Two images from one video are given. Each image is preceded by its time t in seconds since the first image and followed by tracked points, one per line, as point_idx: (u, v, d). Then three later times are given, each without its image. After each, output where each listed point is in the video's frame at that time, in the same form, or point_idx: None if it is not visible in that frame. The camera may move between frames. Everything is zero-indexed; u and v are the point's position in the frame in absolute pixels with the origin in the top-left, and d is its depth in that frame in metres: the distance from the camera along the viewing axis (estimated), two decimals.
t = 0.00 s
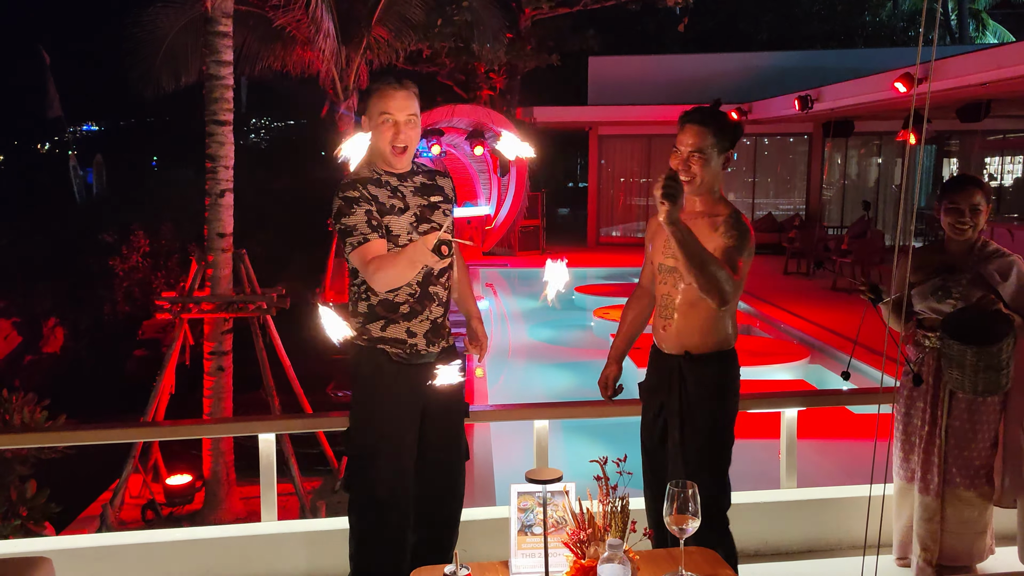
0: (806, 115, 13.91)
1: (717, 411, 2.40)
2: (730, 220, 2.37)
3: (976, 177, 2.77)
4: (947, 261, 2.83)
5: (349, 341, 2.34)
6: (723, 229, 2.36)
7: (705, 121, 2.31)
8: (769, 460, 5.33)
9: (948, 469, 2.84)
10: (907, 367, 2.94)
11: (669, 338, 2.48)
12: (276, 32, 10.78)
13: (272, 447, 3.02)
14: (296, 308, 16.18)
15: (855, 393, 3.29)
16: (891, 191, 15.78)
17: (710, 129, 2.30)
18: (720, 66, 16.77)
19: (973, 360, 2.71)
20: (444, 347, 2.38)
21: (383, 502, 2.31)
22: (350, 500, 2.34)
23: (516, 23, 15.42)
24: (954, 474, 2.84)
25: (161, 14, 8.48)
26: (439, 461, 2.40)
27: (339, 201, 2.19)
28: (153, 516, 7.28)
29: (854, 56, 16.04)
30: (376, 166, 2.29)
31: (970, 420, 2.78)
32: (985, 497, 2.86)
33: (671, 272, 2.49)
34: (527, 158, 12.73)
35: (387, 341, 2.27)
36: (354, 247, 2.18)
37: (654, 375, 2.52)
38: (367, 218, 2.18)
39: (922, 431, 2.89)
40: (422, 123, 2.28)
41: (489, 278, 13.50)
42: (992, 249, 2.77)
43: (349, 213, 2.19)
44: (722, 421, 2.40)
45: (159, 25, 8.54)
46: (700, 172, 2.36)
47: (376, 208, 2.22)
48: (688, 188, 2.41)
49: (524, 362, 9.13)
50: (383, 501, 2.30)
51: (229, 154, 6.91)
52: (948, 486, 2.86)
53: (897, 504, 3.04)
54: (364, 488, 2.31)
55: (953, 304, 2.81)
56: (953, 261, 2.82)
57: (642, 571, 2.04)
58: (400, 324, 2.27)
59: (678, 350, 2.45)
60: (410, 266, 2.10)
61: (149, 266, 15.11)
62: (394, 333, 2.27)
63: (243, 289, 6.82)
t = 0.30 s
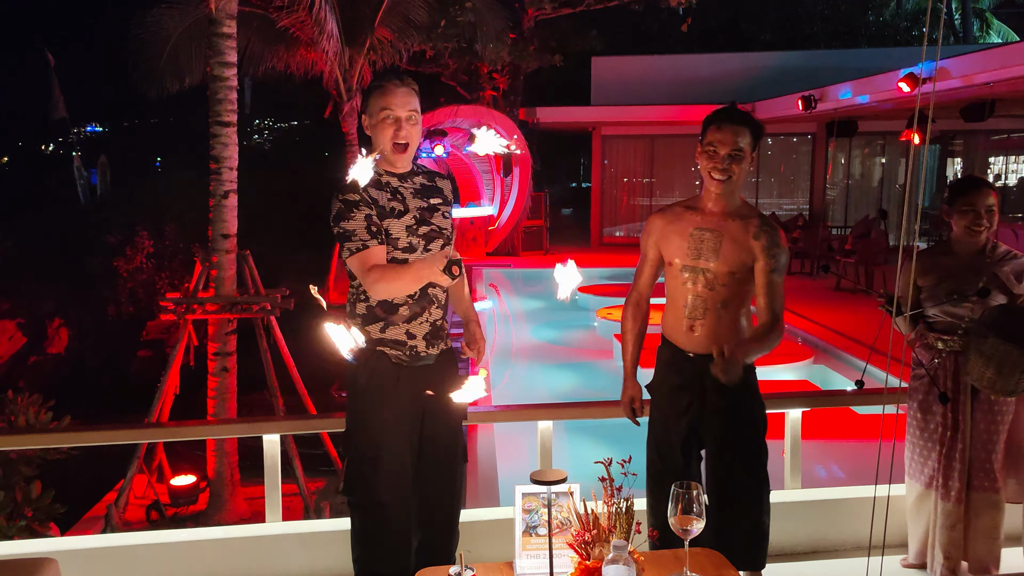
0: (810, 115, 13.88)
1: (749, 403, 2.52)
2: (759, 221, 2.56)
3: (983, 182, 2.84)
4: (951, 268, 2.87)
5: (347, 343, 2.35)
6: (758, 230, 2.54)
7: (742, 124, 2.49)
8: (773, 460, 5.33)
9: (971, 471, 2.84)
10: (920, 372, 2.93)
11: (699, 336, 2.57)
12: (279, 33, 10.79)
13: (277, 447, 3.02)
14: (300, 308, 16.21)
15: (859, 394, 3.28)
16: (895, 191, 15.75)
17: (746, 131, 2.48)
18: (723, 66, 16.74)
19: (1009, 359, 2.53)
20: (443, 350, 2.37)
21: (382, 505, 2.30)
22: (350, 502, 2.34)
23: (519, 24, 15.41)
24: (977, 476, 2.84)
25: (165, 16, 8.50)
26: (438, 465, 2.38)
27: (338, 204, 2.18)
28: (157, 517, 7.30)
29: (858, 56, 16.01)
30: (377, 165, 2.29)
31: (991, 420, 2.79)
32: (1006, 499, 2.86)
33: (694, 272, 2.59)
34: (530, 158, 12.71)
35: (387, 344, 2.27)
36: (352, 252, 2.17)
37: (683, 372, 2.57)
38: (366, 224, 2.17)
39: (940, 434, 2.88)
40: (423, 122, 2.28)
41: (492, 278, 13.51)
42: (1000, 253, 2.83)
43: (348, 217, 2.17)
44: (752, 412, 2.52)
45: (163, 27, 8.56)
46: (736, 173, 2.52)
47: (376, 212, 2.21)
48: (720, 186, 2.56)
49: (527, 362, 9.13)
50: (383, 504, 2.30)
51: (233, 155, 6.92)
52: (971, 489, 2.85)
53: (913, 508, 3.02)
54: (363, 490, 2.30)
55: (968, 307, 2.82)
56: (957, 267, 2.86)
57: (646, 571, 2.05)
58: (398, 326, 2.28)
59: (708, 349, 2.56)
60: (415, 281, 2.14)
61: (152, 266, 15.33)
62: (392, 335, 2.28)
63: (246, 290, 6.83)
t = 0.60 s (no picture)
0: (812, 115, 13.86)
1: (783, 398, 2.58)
2: (793, 223, 2.55)
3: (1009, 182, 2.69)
4: (974, 272, 2.70)
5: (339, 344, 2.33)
6: (794, 233, 2.54)
7: (789, 124, 2.41)
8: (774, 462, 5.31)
9: (1007, 482, 2.70)
10: (946, 378, 2.82)
11: (740, 337, 2.50)
12: (281, 34, 10.81)
13: (279, 449, 3.02)
14: (302, 309, 16.24)
15: (860, 395, 3.25)
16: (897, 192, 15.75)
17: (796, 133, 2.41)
18: (725, 66, 16.70)
19: None
20: (441, 352, 2.38)
21: (382, 507, 2.30)
22: (350, 505, 2.34)
23: (520, 24, 15.44)
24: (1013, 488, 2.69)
25: (167, 18, 8.53)
26: (437, 470, 2.38)
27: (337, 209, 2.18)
28: (160, 517, 7.34)
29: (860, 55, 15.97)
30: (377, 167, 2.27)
31: None
32: None
33: (734, 274, 2.51)
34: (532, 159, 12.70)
35: (385, 348, 2.27)
36: (350, 258, 2.16)
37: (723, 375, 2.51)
38: (366, 229, 2.16)
39: (969, 444, 2.76)
40: (425, 124, 2.27)
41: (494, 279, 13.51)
42: None
43: (347, 222, 2.16)
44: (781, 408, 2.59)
45: (166, 28, 8.60)
46: (785, 176, 2.43)
47: (375, 217, 2.21)
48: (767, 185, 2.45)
49: (529, 363, 9.11)
50: (381, 507, 2.30)
51: (235, 156, 6.93)
52: (1009, 500, 2.71)
53: (942, 522, 2.90)
54: (362, 493, 2.30)
55: (997, 311, 2.67)
56: (981, 269, 2.69)
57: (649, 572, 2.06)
58: (396, 329, 2.28)
59: (746, 349, 2.51)
60: (415, 292, 2.12)
61: (155, 268, 15.58)
62: (390, 337, 2.27)
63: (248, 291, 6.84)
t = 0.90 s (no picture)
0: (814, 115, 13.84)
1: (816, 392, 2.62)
2: (829, 220, 2.56)
3: None
4: (1013, 279, 2.62)
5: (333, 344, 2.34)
6: (832, 230, 2.55)
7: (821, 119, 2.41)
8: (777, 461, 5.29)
9: None
10: (986, 385, 2.70)
11: (792, 336, 2.48)
12: (283, 35, 10.82)
13: (281, 449, 3.02)
14: (305, 310, 16.25)
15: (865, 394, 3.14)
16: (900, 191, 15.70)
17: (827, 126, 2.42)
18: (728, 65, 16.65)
19: None
20: (441, 352, 2.38)
21: (383, 508, 2.30)
22: (350, 506, 2.34)
23: (523, 24, 15.43)
24: None
25: (170, 18, 8.53)
26: (436, 469, 2.38)
27: (337, 212, 2.16)
28: (163, 518, 7.35)
29: (864, 55, 15.93)
30: (377, 169, 2.26)
31: None
32: None
33: (782, 273, 2.48)
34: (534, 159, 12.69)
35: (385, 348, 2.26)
36: (348, 261, 2.16)
37: (768, 374, 2.49)
38: (365, 233, 2.16)
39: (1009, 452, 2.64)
40: (428, 128, 2.26)
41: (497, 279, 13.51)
42: None
43: (346, 225, 2.15)
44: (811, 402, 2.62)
45: (168, 29, 8.61)
46: (821, 169, 2.42)
47: (375, 219, 2.19)
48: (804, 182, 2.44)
49: (532, 363, 9.10)
50: (382, 507, 2.30)
51: (237, 157, 6.93)
52: None
53: (976, 528, 2.78)
54: (363, 494, 2.30)
55: None
56: None
57: (651, 572, 2.07)
58: (396, 330, 2.27)
59: (796, 346, 2.49)
60: (415, 297, 2.15)
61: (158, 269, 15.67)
62: (391, 338, 2.27)
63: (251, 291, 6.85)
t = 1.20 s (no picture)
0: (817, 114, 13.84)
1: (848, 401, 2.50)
2: (857, 220, 2.42)
3: None
4: None
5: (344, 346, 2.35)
6: (858, 230, 2.40)
7: (819, 116, 2.37)
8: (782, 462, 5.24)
9: None
10: (996, 386, 2.39)
11: (801, 337, 2.43)
12: (286, 36, 10.83)
13: (283, 449, 3.01)
14: (307, 311, 16.28)
15: (870, 394, 3.09)
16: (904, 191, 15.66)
17: (824, 122, 2.37)
18: (731, 65, 16.61)
19: None
20: (445, 351, 2.38)
21: (386, 508, 2.29)
22: (355, 506, 2.33)
23: (526, 23, 15.43)
24: None
25: (173, 19, 8.54)
26: (440, 470, 2.38)
27: (341, 212, 2.13)
28: (166, 518, 7.36)
29: (867, 54, 15.89)
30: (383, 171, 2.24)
31: None
32: None
33: (791, 274, 2.45)
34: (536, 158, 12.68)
35: (392, 348, 2.25)
36: (352, 262, 2.13)
37: (777, 371, 2.47)
38: (369, 233, 2.13)
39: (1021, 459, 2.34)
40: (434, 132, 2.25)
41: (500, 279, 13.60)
42: None
43: (350, 225, 2.12)
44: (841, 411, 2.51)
45: (171, 30, 8.61)
46: (812, 164, 2.40)
47: (379, 220, 2.17)
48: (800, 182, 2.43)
49: (535, 364, 9.07)
50: (386, 508, 2.29)
51: (240, 158, 6.93)
52: None
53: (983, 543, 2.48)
54: (369, 494, 2.29)
55: None
56: None
57: (653, 572, 2.06)
58: (403, 330, 2.26)
59: (810, 347, 2.44)
60: (417, 298, 2.11)
61: (161, 270, 15.27)
62: (398, 339, 2.26)
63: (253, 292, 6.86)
